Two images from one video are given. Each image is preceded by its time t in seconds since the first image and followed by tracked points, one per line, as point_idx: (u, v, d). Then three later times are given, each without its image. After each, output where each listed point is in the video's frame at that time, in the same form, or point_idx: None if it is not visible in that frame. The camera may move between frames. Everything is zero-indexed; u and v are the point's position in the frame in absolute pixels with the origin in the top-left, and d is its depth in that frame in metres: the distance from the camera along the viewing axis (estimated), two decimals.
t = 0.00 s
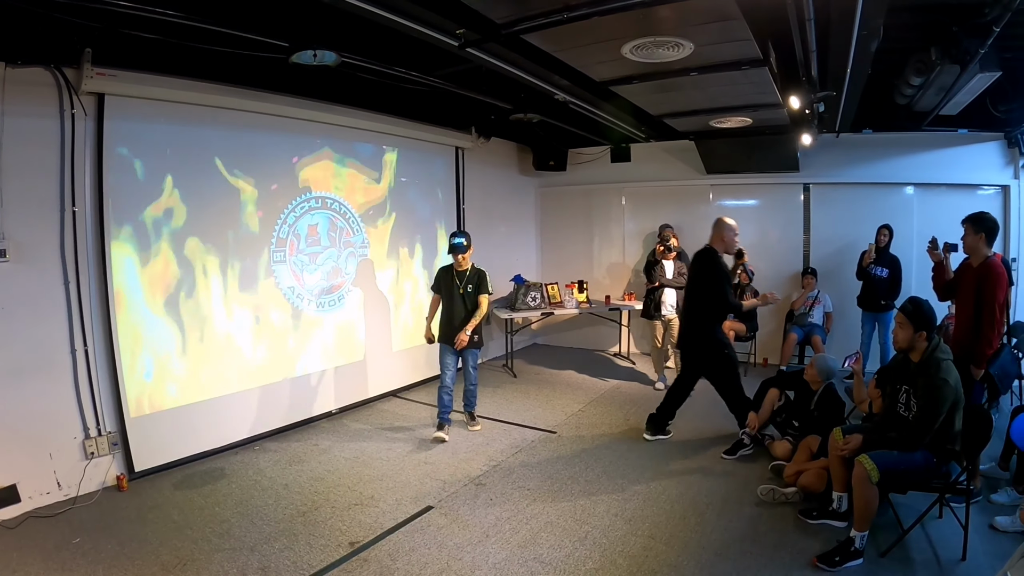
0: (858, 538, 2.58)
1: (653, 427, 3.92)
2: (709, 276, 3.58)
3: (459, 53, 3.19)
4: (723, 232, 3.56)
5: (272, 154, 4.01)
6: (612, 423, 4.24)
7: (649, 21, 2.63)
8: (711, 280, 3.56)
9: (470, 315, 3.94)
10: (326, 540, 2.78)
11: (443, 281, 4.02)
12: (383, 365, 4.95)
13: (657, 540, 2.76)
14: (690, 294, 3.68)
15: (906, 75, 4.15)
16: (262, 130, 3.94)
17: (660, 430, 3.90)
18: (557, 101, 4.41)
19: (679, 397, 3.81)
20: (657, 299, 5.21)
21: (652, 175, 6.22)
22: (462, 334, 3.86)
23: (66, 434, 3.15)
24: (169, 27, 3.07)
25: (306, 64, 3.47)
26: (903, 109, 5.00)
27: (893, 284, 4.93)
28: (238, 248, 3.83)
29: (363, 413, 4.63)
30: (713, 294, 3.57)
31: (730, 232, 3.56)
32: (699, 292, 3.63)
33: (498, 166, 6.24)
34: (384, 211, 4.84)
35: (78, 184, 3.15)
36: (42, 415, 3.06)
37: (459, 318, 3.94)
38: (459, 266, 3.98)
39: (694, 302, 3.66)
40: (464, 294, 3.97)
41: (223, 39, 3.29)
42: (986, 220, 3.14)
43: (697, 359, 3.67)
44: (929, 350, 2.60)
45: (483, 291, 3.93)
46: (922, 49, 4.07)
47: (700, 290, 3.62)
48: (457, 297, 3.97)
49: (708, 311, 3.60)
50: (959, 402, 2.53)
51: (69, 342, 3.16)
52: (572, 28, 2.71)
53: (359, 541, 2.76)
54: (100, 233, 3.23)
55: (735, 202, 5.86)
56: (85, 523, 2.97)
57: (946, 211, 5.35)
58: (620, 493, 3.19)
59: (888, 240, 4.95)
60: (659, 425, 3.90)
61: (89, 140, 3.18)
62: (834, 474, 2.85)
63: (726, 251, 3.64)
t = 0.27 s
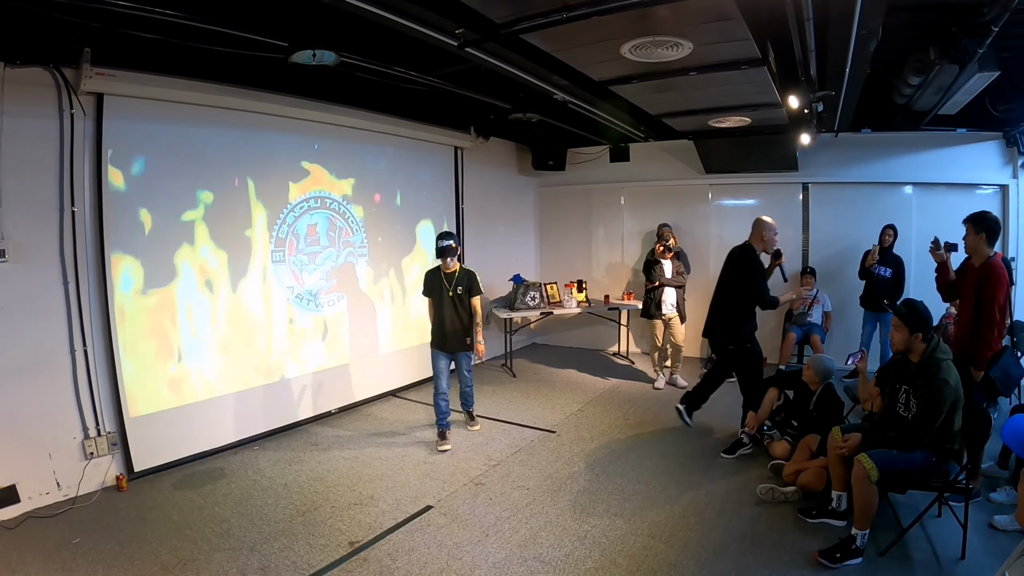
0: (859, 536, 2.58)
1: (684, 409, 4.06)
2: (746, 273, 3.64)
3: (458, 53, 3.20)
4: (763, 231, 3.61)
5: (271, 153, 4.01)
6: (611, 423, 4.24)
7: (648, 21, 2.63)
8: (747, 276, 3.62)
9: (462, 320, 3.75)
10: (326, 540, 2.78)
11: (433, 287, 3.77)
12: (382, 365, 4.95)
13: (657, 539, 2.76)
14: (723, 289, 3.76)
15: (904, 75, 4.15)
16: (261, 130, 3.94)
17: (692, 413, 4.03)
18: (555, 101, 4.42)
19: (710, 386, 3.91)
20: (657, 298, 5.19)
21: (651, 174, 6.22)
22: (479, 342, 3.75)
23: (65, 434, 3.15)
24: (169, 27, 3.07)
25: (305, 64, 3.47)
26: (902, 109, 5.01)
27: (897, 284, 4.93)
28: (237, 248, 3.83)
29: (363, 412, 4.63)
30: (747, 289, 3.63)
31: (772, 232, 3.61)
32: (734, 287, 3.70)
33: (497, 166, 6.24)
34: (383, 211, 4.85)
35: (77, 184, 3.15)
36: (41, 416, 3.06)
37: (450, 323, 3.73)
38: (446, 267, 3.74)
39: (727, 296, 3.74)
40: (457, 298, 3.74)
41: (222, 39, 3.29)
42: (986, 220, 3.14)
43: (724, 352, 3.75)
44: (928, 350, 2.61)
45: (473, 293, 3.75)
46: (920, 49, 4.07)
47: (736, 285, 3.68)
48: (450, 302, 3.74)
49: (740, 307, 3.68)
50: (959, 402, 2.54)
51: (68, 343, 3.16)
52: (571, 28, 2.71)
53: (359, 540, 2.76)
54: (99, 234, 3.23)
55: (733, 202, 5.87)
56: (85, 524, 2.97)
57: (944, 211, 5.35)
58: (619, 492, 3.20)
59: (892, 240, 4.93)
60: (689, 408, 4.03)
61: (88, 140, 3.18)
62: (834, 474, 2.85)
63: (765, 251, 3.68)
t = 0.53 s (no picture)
0: (859, 535, 2.59)
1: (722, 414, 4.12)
2: (760, 269, 3.64)
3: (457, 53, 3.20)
4: (776, 226, 3.60)
5: (270, 154, 4.01)
6: (611, 423, 4.24)
7: (646, 21, 2.63)
8: (761, 272, 3.63)
9: (455, 322, 3.68)
10: (326, 540, 2.79)
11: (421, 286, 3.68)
12: (381, 365, 4.95)
13: (656, 539, 2.77)
14: (736, 283, 3.77)
15: (903, 75, 4.16)
16: (261, 131, 3.95)
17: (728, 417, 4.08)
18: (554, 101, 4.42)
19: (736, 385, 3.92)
20: (659, 298, 5.16)
21: (650, 174, 6.23)
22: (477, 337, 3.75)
23: (64, 435, 3.15)
24: (168, 27, 3.07)
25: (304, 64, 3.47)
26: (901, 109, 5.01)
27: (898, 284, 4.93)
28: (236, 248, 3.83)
29: (363, 413, 4.63)
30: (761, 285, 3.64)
31: (785, 228, 3.60)
32: (748, 284, 3.70)
33: (496, 167, 6.25)
34: (383, 211, 4.86)
35: (76, 185, 3.15)
36: (40, 416, 3.06)
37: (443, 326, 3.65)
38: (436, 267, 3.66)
39: (740, 291, 3.75)
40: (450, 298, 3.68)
41: (220, 39, 3.28)
42: (991, 219, 3.12)
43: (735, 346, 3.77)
44: (926, 349, 2.61)
45: (468, 292, 3.77)
46: (919, 49, 4.08)
47: (749, 281, 3.69)
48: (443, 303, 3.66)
49: (752, 302, 3.69)
50: (957, 403, 2.54)
51: (68, 344, 3.16)
52: (570, 28, 2.71)
53: (359, 541, 2.77)
54: (97, 235, 3.23)
55: (732, 202, 5.87)
56: (84, 524, 2.97)
57: (943, 210, 5.36)
58: (619, 492, 3.20)
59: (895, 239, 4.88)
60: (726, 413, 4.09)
61: (88, 141, 3.18)
62: (833, 473, 2.86)
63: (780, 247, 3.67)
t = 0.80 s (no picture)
0: (859, 535, 2.58)
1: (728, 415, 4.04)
2: (764, 267, 3.64)
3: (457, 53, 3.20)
4: (781, 225, 3.63)
5: (270, 154, 4.01)
6: (611, 423, 4.24)
7: (646, 21, 2.63)
8: (766, 270, 3.62)
9: (453, 323, 3.64)
10: (326, 539, 2.79)
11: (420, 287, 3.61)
12: (381, 365, 4.94)
13: (656, 539, 2.76)
14: (742, 283, 3.78)
15: (903, 75, 4.16)
16: (261, 131, 3.95)
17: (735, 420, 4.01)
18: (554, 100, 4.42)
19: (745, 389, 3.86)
20: (662, 297, 5.13)
21: (649, 174, 6.23)
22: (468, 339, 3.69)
23: (63, 435, 3.15)
24: (167, 27, 3.07)
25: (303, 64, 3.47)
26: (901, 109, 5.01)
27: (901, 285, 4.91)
28: (235, 248, 3.83)
29: (362, 412, 4.63)
30: (766, 284, 3.64)
31: (789, 225, 3.63)
32: (753, 283, 3.70)
33: (495, 167, 6.25)
34: (383, 211, 4.86)
35: (76, 184, 3.15)
36: (40, 416, 3.06)
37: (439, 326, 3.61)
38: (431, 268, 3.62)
39: (746, 291, 3.76)
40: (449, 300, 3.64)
41: (219, 39, 3.28)
42: (991, 220, 3.12)
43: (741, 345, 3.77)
44: (923, 348, 2.62)
45: (465, 295, 3.72)
46: (919, 49, 4.08)
47: (754, 280, 3.68)
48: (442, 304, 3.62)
49: (758, 301, 3.69)
50: (955, 402, 2.54)
51: (67, 344, 3.16)
52: (570, 28, 2.71)
53: (358, 540, 2.77)
54: (98, 234, 3.23)
55: (732, 202, 5.87)
56: (84, 524, 2.97)
57: (943, 210, 5.36)
58: (618, 492, 3.20)
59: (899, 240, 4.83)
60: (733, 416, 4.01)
61: (87, 140, 3.18)
62: (833, 473, 2.86)
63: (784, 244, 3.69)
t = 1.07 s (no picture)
0: (859, 534, 2.58)
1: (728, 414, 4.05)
2: (763, 265, 3.65)
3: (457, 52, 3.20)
4: (779, 223, 3.62)
5: (269, 154, 4.01)
6: (610, 422, 4.24)
7: (646, 20, 2.63)
8: (765, 268, 3.63)
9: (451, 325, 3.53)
10: (325, 539, 2.78)
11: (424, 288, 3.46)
12: (380, 365, 4.94)
13: (656, 538, 2.76)
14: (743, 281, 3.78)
15: (903, 74, 4.16)
16: (260, 131, 3.94)
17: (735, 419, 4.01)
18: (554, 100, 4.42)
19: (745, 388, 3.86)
20: (665, 296, 5.14)
21: (649, 174, 6.23)
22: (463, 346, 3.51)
23: (62, 435, 3.15)
24: (167, 27, 3.07)
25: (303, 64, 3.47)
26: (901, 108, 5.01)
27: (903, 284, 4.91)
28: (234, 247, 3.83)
29: (362, 412, 4.63)
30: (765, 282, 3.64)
31: (788, 223, 3.62)
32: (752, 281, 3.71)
33: (495, 166, 6.25)
34: (383, 211, 4.86)
35: (76, 184, 3.15)
36: (40, 416, 3.06)
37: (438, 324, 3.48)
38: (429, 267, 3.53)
39: (748, 290, 3.75)
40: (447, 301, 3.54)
41: (219, 39, 3.28)
42: (992, 220, 3.12)
43: (744, 344, 3.76)
44: (921, 347, 2.61)
45: (463, 296, 3.63)
46: (918, 49, 4.08)
47: (754, 278, 3.69)
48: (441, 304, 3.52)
49: (759, 300, 3.68)
50: (954, 401, 2.53)
51: (67, 344, 3.15)
52: (570, 27, 2.71)
53: (358, 540, 2.76)
54: (97, 236, 3.23)
55: (732, 201, 5.87)
56: (83, 524, 2.97)
57: (943, 211, 5.36)
58: (618, 492, 3.20)
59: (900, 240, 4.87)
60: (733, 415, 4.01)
61: (87, 140, 3.17)
62: (833, 473, 2.86)
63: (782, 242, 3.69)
